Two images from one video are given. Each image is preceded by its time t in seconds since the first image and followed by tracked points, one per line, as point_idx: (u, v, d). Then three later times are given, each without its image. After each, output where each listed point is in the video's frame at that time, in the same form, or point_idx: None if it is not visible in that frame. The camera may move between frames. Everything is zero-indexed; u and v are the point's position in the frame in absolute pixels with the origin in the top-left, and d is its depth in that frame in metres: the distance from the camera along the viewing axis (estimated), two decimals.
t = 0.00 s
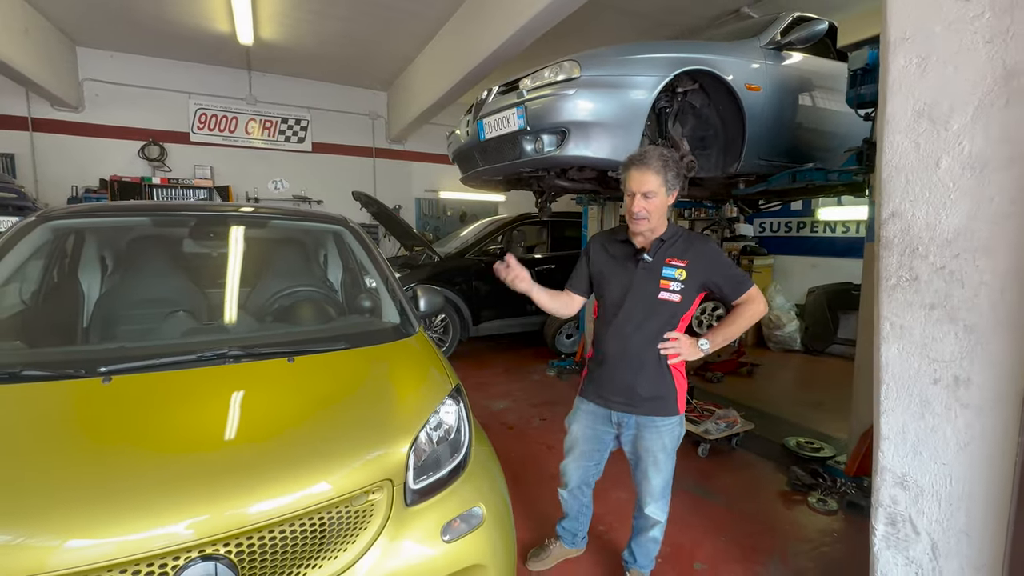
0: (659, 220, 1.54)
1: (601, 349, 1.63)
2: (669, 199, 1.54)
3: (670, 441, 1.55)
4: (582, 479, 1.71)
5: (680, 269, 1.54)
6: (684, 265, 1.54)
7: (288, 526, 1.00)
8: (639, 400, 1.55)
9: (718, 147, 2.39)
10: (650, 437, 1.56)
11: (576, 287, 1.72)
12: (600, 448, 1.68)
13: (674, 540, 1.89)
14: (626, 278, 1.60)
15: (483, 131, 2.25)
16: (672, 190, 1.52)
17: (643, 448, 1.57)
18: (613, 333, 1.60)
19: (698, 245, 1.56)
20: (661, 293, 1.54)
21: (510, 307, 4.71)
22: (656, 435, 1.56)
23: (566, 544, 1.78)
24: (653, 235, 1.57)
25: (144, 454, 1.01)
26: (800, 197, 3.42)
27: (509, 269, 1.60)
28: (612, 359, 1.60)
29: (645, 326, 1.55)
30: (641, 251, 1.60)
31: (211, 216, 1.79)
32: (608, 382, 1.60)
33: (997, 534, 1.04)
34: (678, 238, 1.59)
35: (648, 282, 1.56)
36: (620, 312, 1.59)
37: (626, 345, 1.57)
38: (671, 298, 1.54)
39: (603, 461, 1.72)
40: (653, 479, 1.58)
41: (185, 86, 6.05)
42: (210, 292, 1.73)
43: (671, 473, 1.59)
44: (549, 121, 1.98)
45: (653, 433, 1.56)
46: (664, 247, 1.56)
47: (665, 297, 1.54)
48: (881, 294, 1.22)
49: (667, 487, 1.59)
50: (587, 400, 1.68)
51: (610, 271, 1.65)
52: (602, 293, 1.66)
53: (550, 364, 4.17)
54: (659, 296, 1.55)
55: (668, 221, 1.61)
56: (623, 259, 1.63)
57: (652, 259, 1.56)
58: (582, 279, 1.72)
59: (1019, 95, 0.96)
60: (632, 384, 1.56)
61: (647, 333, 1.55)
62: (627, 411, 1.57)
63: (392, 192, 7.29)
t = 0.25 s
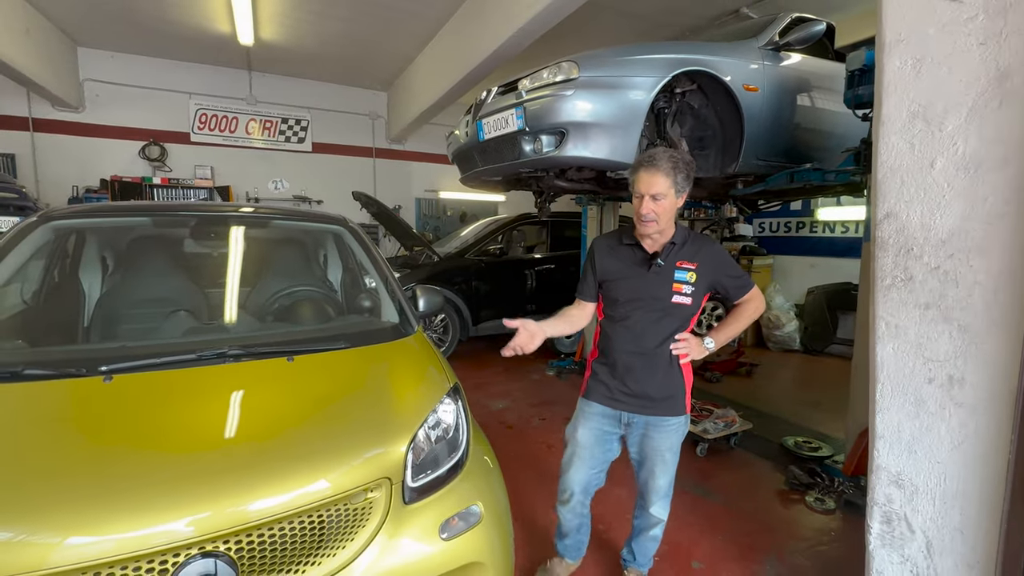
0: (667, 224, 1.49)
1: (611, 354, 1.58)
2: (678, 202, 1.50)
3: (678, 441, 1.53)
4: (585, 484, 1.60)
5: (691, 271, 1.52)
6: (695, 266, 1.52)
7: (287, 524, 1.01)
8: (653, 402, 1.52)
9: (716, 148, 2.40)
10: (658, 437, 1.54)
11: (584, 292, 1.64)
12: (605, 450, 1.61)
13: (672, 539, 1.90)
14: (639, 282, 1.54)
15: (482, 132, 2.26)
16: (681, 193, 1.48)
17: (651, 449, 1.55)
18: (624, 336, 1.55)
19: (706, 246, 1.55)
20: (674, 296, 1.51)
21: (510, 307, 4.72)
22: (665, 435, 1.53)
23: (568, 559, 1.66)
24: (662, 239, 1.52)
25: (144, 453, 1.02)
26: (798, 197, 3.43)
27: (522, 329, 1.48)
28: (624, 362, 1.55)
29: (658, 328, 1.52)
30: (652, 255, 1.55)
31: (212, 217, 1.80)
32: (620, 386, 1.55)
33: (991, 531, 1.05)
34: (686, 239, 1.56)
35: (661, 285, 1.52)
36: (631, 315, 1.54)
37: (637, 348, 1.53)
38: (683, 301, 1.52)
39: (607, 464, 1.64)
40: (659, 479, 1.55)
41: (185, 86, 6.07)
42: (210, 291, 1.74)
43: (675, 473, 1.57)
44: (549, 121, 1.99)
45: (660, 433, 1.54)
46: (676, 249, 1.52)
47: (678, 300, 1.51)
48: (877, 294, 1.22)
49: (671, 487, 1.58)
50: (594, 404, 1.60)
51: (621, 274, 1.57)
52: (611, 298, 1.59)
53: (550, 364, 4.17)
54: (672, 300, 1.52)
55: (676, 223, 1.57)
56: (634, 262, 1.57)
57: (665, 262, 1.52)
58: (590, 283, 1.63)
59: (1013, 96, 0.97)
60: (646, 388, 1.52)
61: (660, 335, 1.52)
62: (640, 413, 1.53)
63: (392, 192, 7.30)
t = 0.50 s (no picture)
0: (665, 229, 1.47)
1: (611, 359, 1.54)
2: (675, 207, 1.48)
3: (678, 444, 1.52)
4: (596, 497, 1.52)
5: (689, 275, 1.51)
6: (693, 270, 1.51)
7: (282, 526, 1.01)
8: (654, 406, 1.49)
9: (713, 149, 2.40)
10: (659, 440, 1.51)
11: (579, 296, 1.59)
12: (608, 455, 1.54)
13: (669, 539, 1.91)
14: (638, 287, 1.51)
15: (479, 133, 2.26)
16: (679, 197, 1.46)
17: (651, 453, 1.52)
18: (622, 340, 1.52)
19: (703, 250, 1.54)
20: (674, 301, 1.50)
21: (509, 308, 4.72)
22: (665, 438, 1.51)
23: None
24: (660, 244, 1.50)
25: (141, 456, 1.02)
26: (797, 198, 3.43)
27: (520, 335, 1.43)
28: (624, 367, 1.51)
29: (657, 333, 1.50)
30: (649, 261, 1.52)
31: (209, 219, 1.79)
32: (622, 391, 1.51)
33: (983, 534, 1.05)
34: (683, 243, 1.54)
35: (660, 290, 1.50)
36: (629, 320, 1.51)
37: (638, 352, 1.50)
38: (682, 306, 1.50)
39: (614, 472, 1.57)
40: (658, 481, 1.54)
41: (184, 87, 6.07)
42: (207, 294, 1.76)
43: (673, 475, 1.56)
44: (545, 123, 1.99)
45: (660, 436, 1.52)
46: (674, 254, 1.50)
47: (677, 304, 1.50)
48: (870, 297, 1.23)
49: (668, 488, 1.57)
50: (597, 409, 1.53)
51: (619, 279, 1.53)
52: (609, 303, 1.55)
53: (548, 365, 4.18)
54: (671, 304, 1.50)
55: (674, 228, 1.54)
56: (632, 267, 1.53)
57: (663, 267, 1.50)
58: (586, 288, 1.59)
59: (1005, 101, 0.98)
60: (647, 393, 1.49)
61: (660, 340, 1.51)
62: (643, 417, 1.49)
63: (391, 193, 7.31)
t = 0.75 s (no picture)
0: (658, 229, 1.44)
1: (605, 368, 1.49)
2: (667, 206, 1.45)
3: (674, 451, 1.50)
4: (600, 511, 1.50)
5: (682, 278, 1.47)
6: (686, 273, 1.48)
7: (273, 529, 1.01)
8: (652, 414, 1.46)
9: (710, 150, 2.40)
10: (655, 449, 1.49)
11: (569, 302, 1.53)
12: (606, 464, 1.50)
13: (664, 541, 1.90)
14: (631, 292, 1.46)
15: (476, 134, 2.26)
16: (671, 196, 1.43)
17: (648, 461, 1.50)
18: (617, 347, 1.48)
19: (694, 251, 1.51)
20: (668, 306, 1.46)
21: (507, 308, 4.72)
22: (662, 446, 1.50)
23: None
24: (651, 246, 1.46)
25: (132, 458, 1.02)
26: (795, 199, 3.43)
27: (507, 339, 1.41)
28: (619, 375, 1.47)
29: (652, 338, 1.47)
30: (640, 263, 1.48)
31: (203, 220, 1.77)
32: (619, 400, 1.47)
33: (977, 537, 1.05)
34: (674, 244, 1.50)
35: (653, 295, 1.46)
36: (623, 327, 1.47)
37: (633, 360, 1.46)
38: (677, 309, 1.47)
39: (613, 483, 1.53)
40: (654, 489, 1.52)
41: (183, 87, 6.07)
42: (203, 295, 1.77)
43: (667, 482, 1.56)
44: (541, 124, 1.99)
45: (657, 444, 1.50)
46: (666, 257, 1.47)
47: (672, 309, 1.46)
48: (865, 298, 1.22)
49: (664, 495, 1.56)
50: (595, 420, 1.50)
51: (611, 284, 1.48)
52: (601, 309, 1.50)
53: (546, 365, 4.17)
54: (665, 309, 1.46)
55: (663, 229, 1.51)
56: (624, 270, 1.48)
57: (656, 271, 1.46)
58: (576, 294, 1.52)
59: (999, 102, 0.97)
60: (645, 401, 1.46)
61: (654, 346, 1.47)
62: (641, 426, 1.46)
63: (390, 193, 7.31)
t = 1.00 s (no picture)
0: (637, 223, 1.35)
1: (587, 383, 1.37)
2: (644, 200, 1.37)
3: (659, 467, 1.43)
4: (588, 537, 1.42)
5: (663, 279, 1.37)
6: (666, 273, 1.38)
7: (257, 532, 1.00)
8: (637, 430, 1.36)
9: (704, 150, 2.40)
10: (640, 466, 1.41)
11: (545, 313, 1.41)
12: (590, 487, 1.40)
13: (656, 545, 1.89)
14: (610, 297, 1.35)
15: (469, 135, 2.26)
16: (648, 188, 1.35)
17: (633, 480, 1.42)
18: (598, 360, 1.35)
19: (673, 249, 1.42)
20: (651, 310, 1.35)
21: (504, 309, 4.72)
22: (647, 463, 1.42)
23: None
24: (630, 244, 1.37)
25: (117, 460, 1.01)
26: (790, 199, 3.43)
27: (476, 359, 1.28)
28: (602, 389, 1.35)
29: (635, 347, 1.35)
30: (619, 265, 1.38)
31: (194, 223, 1.78)
32: (603, 417, 1.36)
33: (964, 540, 1.04)
34: (652, 243, 1.40)
35: (635, 299, 1.35)
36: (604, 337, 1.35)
37: (616, 372, 1.35)
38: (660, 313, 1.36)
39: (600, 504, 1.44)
40: (641, 505, 1.45)
41: (180, 87, 6.07)
42: (195, 295, 1.75)
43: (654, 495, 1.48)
44: (533, 125, 1.99)
45: (641, 462, 1.41)
46: (645, 256, 1.37)
47: (654, 313, 1.36)
48: (853, 301, 1.22)
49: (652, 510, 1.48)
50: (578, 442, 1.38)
51: (589, 289, 1.36)
52: (578, 318, 1.37)
53: (542, 366, 4.16)
54: (648, 313, 1.35)
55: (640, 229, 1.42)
56: (602, 274, 1.37)
57: (636, 272, 1.35)
58: (552, 303, 1.40)
59: (986, 104, 0.97)
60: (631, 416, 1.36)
61: (637, 356, 1.36)
62: (627, 444, 1.37)
63: (388, 193, 7.31)
